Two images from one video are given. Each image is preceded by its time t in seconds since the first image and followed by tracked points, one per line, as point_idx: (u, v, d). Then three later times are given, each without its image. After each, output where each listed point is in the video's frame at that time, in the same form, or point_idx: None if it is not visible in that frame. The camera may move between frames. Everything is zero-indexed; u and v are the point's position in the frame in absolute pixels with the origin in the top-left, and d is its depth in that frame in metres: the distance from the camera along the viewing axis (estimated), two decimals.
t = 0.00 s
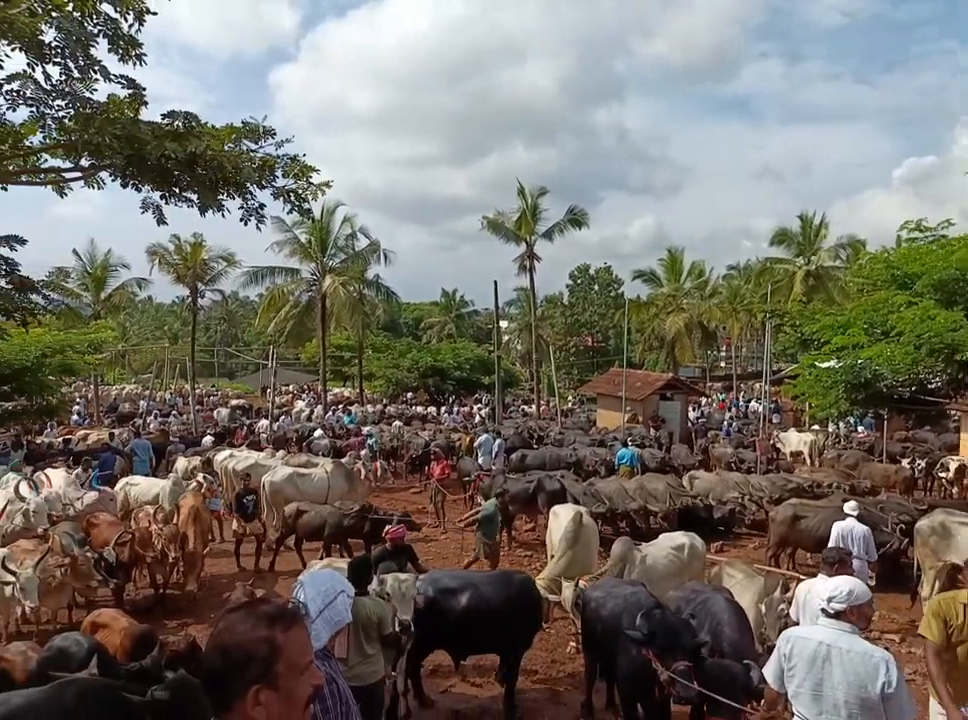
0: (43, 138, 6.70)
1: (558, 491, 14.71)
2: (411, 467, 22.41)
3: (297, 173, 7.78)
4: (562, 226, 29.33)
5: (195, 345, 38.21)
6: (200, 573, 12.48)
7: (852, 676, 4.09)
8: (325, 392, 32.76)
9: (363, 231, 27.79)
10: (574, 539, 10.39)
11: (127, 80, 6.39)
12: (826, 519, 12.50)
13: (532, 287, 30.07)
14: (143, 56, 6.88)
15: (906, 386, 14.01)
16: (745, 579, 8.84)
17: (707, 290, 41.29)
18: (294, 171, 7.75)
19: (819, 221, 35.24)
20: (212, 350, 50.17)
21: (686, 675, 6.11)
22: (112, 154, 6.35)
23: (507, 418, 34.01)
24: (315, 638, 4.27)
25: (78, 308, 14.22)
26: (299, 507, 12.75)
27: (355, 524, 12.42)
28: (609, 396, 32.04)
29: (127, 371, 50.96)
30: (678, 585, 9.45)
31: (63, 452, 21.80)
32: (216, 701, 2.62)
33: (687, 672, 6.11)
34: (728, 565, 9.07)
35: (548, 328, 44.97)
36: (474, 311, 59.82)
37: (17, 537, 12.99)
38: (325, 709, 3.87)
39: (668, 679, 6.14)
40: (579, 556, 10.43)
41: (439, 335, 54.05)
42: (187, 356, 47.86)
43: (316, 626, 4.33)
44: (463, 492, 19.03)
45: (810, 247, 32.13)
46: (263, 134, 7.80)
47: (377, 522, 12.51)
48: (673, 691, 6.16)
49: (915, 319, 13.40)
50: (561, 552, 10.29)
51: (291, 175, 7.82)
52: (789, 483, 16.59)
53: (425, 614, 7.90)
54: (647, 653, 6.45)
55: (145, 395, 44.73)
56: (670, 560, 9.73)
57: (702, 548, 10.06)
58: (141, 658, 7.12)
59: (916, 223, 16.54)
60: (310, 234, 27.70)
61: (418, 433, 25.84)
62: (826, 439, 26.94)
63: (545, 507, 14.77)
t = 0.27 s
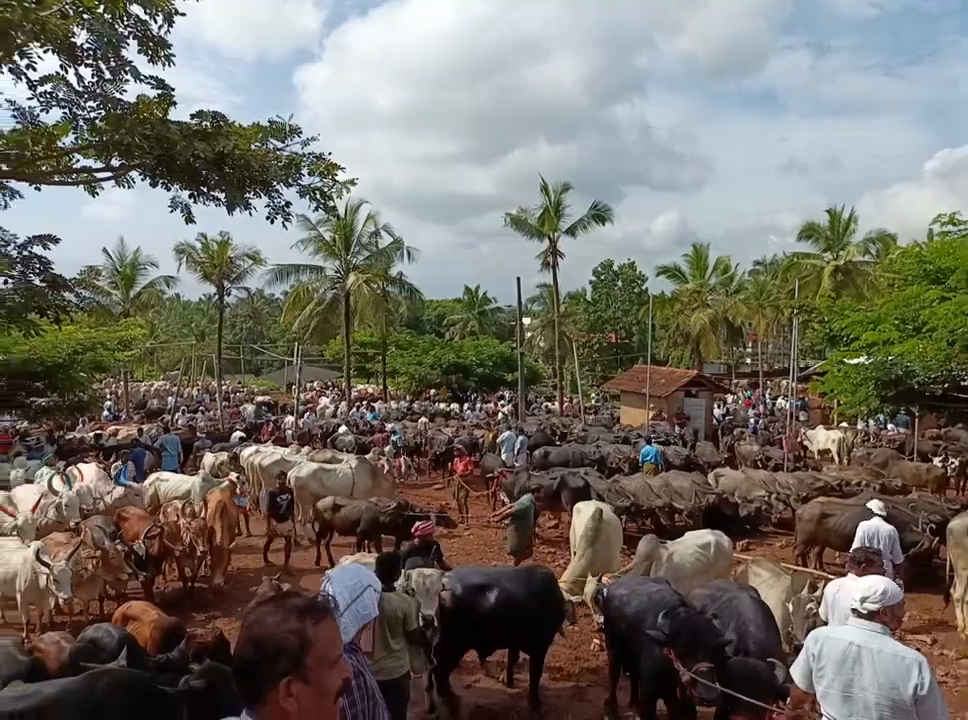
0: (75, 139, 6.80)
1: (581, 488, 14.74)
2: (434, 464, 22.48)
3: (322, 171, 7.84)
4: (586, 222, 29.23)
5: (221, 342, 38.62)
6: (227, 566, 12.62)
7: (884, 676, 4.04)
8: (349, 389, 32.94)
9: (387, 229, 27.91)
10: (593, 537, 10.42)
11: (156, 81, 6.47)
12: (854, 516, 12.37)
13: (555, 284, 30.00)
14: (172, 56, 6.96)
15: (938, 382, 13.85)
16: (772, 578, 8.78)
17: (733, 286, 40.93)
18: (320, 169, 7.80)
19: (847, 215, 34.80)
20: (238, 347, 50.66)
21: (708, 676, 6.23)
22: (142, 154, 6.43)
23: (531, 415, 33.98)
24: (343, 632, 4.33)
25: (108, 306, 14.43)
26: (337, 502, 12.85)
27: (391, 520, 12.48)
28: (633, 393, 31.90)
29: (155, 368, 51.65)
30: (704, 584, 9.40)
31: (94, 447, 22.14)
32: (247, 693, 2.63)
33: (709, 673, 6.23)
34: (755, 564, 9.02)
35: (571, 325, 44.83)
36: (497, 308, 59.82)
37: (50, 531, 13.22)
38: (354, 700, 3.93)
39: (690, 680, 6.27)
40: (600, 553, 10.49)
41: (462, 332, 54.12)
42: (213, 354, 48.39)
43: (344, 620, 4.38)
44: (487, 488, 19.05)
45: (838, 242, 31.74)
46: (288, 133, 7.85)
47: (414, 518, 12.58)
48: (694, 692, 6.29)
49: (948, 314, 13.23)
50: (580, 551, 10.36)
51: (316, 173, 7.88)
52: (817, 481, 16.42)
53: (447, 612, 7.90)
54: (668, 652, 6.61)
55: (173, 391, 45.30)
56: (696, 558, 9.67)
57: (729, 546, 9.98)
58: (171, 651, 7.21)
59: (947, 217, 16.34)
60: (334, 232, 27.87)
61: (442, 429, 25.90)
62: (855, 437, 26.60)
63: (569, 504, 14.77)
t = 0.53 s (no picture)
0: (111, 137, 6.92)
1: (609, 483, 14.71)
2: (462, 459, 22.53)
3: (352, 167, 7.89)
4: (613, 216, 29.05)
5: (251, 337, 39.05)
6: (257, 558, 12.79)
7: (925, 680, 4.00)
8: (376, 384, 33.12)
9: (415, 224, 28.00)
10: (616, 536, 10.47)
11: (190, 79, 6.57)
12: (889, 516, 12.19)
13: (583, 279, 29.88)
14: (206, 55, 7.06)
15: None
16: (804, 578, 8.70)
17: (764, 281, 40.45)
18: (349, 165, 7.86)
19: (882, 209, 34.22)
20: (268, 342, 51.15)
21: (734, 684, 6.11)
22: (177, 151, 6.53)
23: (558, 411, 33.91)
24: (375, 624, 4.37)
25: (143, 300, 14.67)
26: (374, 497, 12.97)
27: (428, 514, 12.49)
28: (661, 389, 31.70)
29: (187, 362, 52.39)
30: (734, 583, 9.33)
31: (128, 440, 22.52)
32: (285, 680, 2.68)
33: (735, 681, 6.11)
34: (786, 562, 8.94)
35: (598, 320, 44.62)
36: (524, 303, 59.74)
37: (87, 521, 13.48)
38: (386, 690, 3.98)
39: (716, 687, 6.16)
40: (624, 548, 10.57)
41: (489, 327, 54.14)
42: (243, 348, 48.94)
43: (376, 611, 4.44)
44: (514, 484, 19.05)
45: (873, 236, 31.24)
46: (319, 129, 7.91)
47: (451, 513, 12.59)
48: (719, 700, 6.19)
49: None
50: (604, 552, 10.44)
51: (346, 169, 7.93)
52: (850, 479, 16.21)
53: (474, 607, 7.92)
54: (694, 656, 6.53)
55: (204, 385, 45.89)
56: (726, 557, 9.60)
57: (760, 545, 9.89)
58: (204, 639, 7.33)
59: None
60: (362, 227, 28.02)
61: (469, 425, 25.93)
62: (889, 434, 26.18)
63: (596, 500, 14.75)
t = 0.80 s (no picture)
0: (151, 134, 7.05)
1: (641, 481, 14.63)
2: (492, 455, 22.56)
3: (386, 162, 7.94)
4: (646, 211, 28.82)
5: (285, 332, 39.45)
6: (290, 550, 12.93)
7: None
8: (407, 379, 33.25)
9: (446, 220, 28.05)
10: (652, 532, 10.38)
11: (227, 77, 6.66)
12: (930, 516, 11.98)
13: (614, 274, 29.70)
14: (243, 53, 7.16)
15: None
16: (841, 579, 8.59)
17: (800, 276, 39.86)
18: (383, 160, 7.90)
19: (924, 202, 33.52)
20: (301, 337, 51.67)
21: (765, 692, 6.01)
22: (215, 148, 6.63)
23: (588, 407, 33.78)
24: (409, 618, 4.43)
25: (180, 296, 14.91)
26: (412, 492, 12.98)
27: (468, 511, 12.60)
28: (695, 385, 31.42)
29: (222, 357, 53.16)
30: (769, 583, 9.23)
31: (165, 433, 22.92)
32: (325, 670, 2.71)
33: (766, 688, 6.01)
34: (823, 563, 8.85)
35: (630, 316, 44.31)
36: (555, 299, 59.56)
37: (127, 511, 13.75)
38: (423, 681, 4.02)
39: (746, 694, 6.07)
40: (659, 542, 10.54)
41: (519, 323, 54.06)
42: (276, 343, 49.47)
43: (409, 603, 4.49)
44: (545, 480, 19.05)
45: (915, 230, 30.62)
46: (353, 124, 7.97)
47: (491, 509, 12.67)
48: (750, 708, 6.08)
49: None
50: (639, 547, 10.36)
51: (380, 164, 7.97)
52: (889, 478, 15.94)
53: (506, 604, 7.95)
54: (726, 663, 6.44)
55: (238, 380, 46.51)
56: (762, 558, 9.50)
57: (797, 545, 9.78)
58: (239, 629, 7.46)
59: None
60: (394, 223, 28.14)
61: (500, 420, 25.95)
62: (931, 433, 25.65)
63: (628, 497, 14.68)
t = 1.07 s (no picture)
0: (192, 135, 7.16)
1: (676, 481, 14.52)
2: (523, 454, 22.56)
3: (421, 161, 7.98)
4: (680, 208, 28.58)
5: (318, 330, 39.83)
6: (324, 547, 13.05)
7: None
8: (438, 378, 33.38)
9: (478, 219, 28.10)
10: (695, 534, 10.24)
11: (266, 78, 6.73)
12: None
13: (648, 272, 29.50)
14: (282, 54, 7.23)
15: None
16: (882, 584, 8.45)
17: (839, 275, 39.21)
18: (418, 159, 7.94)
19: None
20: (334, 335, 52.12)
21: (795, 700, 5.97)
22: (255, 148, 6.71)
23: (620, 407, 33.61)
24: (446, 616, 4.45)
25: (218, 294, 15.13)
26: (453, 491, 13.07)
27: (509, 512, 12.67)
28: (730, 386, 31.10)
29: (257, 355, 53.84)
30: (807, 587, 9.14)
31: (202, 429, 23.27)
32: (369, 665, 2.69)
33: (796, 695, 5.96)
34: (863, 567, 8.70)
35: (663, 315, 43.98)
36: (587, 298, 59.34)
37: (166, 505, 13.99)
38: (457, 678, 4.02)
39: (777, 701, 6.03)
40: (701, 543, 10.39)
41: (551, 322, 53.94)
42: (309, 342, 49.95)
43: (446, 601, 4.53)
44: (577, 480, 18.99)
45: (959, 228, 29.94)
46: (389, 124, 8.02)
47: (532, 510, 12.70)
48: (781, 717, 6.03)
49: None
50: (681, 548, 10.23)
51: (415, 163, 8.01)
52: (930, 482, 15.63)
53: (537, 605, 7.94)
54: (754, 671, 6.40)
55: (272, 377, 47.07)
56: (800, 562, 9.39)
57: (836, 550, 9.65)
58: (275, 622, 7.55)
59: None
60: (426, 222, 28.26)
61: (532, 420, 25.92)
62: None
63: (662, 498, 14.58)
